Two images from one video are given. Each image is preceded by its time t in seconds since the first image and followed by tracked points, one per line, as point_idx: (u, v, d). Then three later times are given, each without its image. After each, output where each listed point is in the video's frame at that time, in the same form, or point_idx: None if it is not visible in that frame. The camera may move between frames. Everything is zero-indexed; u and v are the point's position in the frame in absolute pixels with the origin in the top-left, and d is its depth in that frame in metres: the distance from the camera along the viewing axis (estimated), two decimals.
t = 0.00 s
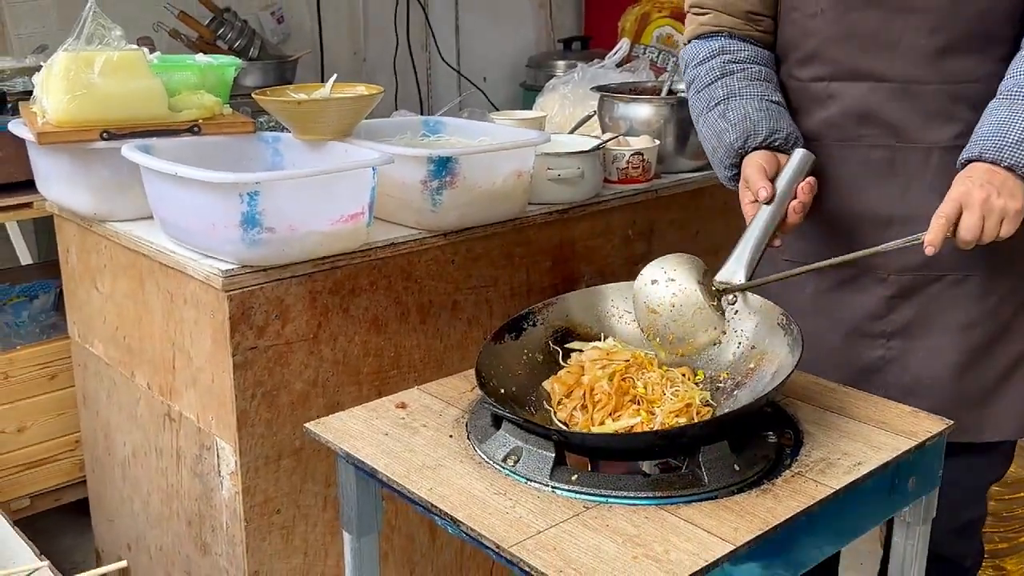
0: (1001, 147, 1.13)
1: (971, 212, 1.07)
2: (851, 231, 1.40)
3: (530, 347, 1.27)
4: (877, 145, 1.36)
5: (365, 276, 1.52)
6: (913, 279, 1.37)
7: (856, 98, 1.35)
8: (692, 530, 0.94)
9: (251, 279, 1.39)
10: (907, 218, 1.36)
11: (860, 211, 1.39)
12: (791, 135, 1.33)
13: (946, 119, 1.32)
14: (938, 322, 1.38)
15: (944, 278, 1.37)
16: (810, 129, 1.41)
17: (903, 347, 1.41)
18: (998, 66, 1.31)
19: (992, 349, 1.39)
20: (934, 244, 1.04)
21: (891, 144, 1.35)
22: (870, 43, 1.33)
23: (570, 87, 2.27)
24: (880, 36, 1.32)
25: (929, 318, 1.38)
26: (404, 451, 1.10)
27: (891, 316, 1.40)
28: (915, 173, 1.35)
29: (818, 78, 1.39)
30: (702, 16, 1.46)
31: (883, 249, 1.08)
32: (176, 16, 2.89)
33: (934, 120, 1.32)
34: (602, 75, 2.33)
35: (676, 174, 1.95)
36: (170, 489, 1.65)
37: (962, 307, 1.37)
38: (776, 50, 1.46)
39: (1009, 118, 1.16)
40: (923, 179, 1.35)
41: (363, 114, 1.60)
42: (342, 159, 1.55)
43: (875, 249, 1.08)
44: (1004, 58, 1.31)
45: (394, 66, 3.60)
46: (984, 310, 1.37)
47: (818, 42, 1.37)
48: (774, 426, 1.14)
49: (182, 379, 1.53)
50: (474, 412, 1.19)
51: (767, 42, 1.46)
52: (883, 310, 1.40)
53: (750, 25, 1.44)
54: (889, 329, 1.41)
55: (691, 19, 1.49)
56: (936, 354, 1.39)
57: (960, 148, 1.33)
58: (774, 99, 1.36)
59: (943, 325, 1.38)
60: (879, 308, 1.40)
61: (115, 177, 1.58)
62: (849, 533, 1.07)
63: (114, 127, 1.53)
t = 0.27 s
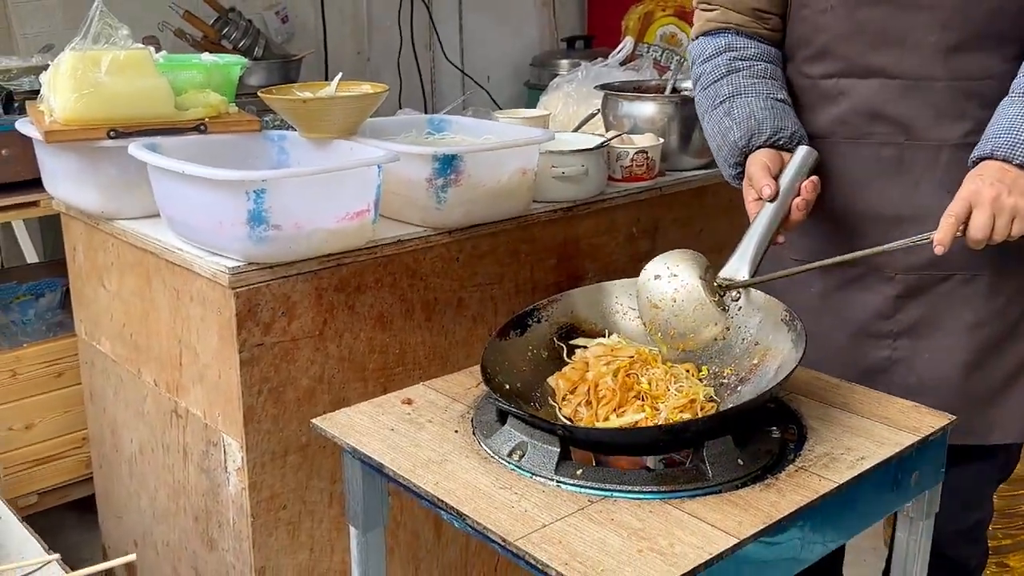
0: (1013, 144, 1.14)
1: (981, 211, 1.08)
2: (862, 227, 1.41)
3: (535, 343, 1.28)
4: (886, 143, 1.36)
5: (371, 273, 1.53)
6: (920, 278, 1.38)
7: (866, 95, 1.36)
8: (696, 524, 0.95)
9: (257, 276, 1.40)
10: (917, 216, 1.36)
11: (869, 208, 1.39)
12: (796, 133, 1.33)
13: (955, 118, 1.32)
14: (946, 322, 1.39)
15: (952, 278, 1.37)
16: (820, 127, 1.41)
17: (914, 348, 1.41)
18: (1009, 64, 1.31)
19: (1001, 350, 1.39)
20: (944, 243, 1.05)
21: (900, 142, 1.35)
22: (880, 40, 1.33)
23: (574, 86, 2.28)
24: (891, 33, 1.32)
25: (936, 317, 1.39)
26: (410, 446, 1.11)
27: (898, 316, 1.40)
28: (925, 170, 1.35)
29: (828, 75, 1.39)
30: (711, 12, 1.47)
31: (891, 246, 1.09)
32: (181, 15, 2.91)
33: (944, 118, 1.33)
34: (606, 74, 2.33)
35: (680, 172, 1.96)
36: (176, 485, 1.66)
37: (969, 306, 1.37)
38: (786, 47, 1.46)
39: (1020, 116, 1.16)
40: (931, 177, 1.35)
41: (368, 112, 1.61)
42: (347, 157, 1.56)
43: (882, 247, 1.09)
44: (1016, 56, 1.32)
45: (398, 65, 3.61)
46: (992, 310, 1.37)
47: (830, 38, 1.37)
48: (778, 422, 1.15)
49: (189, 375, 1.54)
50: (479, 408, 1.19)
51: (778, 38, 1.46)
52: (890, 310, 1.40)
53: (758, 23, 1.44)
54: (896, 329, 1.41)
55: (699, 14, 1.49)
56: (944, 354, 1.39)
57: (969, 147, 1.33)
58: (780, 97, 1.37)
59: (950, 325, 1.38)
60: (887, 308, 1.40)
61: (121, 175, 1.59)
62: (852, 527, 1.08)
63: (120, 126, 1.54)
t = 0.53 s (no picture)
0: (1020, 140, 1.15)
1: (985, 205, 1.09)
2: (866, 222, 1.42)
3: (539, 339, 1.29)
4: (892, 138, 1.37)
5: (376, 270, 1.54)
6: (922, 274, 1.39)
7: (874, 90, 1.37)
8: (699, 516, 0.96)
9: (264, 272, 1.41)
10: (920, 211, 1.37)
11: (874, 202, 1.40)
12: (799, 129, 1.35)
13: (962, 114, 1.33)
14: (948, 318, 1.39)
15: (955, 274, 1.38)
16: (825, 121, 1.42)
17: (910, 346, 1.42)
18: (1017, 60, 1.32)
19: (1002, 346, 1.40)
20: (947, 237, 1.08)
21: (906, 136, 1.36)
22: (889, 35, 1.34)
23: (578, 84, 2.29)
24: (898, 27, 1.33)
25: (937, 313, 1.40)
26: (416, 440, 1.12)
27: (900, 311, 1.41)
28: (929, 166, 1.36)
29: (837, 68, 1.40)
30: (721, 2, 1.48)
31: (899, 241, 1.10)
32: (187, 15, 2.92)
33: (950, 114, 1.34)
34: (610, 72, 2.34)
35: (683, 169, 1.97)
36: (184, 481, 1.68)
37: (971, 302, 1.38)
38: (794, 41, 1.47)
39: None
40: (936, 173, 1.36)
41: (374, 110, 1.62)
42: (353, 154, 1.57)
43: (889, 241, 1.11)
44: None
45: (402, 63, 3.63)
46: (994, 306, 1.38)
47: (840, 31, 1.38)
48: (781, 416, 1.16)
49: (197, 371, 1.56)
50: (485, 402, 1.20)
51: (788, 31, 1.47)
52: (892, 305, 1.41)
53: (765, 14, 1.44)
54: (896, 325, 1.42)
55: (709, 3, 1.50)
56: (944, 350, 1.40)
57: (974, 144, 1.34)
58: (784, 91, 1.38)
59: (952, 321, 1.39)
60: (889, 302, 1.41)
61: (129, 172, 1.60)
62: (855, 520, 1.09)
63: (129, 124, 1.56)
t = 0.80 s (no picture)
0: None
1: (987, 178, 1.10)
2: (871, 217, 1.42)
3: (544, 336, 1.30)
4: (899, 133, 1.38)
5: (382, 267, 1.55)
6: (926, 270, 1.39)
7: (881, 86, 1.37)
8: (704, 510, 0.97)
9: (271, 270, 1.42)
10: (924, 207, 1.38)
11: (879, 198, 1.41)
12: (801, 125, 1.36)
13: (969, 111, 1.34)
14: (952, 314, 1.40)
15: (959, 270, 1.38)
16: (832, 116, 1.43)
17: (913, 341, 1.42)
18: None
19: (1006, 343, 1.40)
20: (948, 206, 1.09)
21: (913, 132, 1.37)
22: (897, 31, 1.34)
23: (581, 83, 2.30)
24: (906, 23, 1.33)
25: (942, 310, 1.40)
26: (422, 436, 1.13)
27: (905, 307, 1.42)
28: (937, 160, 1.37)
29: (845, 63, 1.41)
30: None
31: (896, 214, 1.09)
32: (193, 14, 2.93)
33: (957, 111, 1.34)
34: (614, 71, 2.35)
35: (687, 168, 1.98)
36: (191, 478, 1.69)
37: (975, 298, 1.39)
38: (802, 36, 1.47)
39: None
40: (942, 169, 1.37)
41: (379, 109, 1.63)
42: (359, 152, 1.59)
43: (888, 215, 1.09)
44: None
45: (406, 62, 3.64)
46: (997, 303, 1.38)
47: (849, 25, 1.38)
48: (785, 412, 1.17)
49: (204, 368, 1.57)
50: (490, 399, 1.21)
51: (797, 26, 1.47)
52: (895, 301, 1.42)
53: (772, 7, 1.46)
54: (900, 320, 1.42)
55: None
56: (948, 346, 1.40)
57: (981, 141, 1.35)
58: (787, 86, 1.39)
59: (956, 318, 1.40)
60: (893, 297, 1.42)
61: (136, 171, 1.61)
62: (857, 515, 1.10)
63: (136, 123, 1.56)
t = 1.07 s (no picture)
0: None
1: (991, 179, 1.11)
2: (873, 212, 1.43)
3: (547, 332, 1.31)
4: (901, 128, 1.39)
5: (387, 264, 1.56)
6: (927, 264, 1.40)
7: (884, 81, 1.38)
8: (707, 504, 0.98)
9: (277, 266, 1.43)
10: (926, 202, 1.39)
11: (881, 193, 1.42)
12: (803, 118, 1.37)
13: (971, 107, 1.35)
14: (953, 309, 1.41)
15: (960, 265, 1.39)
16: (835, 111, 1.44)
17: (913, 334, 1.43)
18: None
19: (1006, 338, 1.41)
20: (954, 207, 1.08)
21: (915, 128, 1.38)
22: (899, 27, 1.35)
23: (584, 81, 2.31)
24: (908, 19, 1.34)
25: (944, 305, 1.41)
26: (427, 430, 1.14)
27: (905, 301, 1.43)
28: (939, 156, 1.37)
29: (848, 58, 1.41)
30: None
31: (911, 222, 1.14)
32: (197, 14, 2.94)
33: (960, 107, 1.35)
34: (617, 69, 2.36)
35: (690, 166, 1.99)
36: (197, 474, 1.70)
37: (975, 293, 1.39)
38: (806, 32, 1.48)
39: None
40: (943, 165, 1.37)
41: (383, 107, 1.64)
42: (364, 149, 1.59)
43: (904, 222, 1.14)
44: None
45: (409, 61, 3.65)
46: (997, 298, 1.39)
47: (852, 20, 1.39)
48: (787, 407, 1.18)
49: (210, 365, 1.58)
50: (495, 394, 1.22)
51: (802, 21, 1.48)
52: (896, 294, 1.43)
53: (778, 2, 1.45)
54: (900, 313, 1.44)
55: None
56: (949, 341, 1.41)
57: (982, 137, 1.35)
58: (791, 79, 1.40)
59: (956, 313, 1.40)
60: (893, 291, 1.43)
61: (142, 169, 1.62)
62: (860, 509, 1.10)
63: (142, 121, 1.57)
